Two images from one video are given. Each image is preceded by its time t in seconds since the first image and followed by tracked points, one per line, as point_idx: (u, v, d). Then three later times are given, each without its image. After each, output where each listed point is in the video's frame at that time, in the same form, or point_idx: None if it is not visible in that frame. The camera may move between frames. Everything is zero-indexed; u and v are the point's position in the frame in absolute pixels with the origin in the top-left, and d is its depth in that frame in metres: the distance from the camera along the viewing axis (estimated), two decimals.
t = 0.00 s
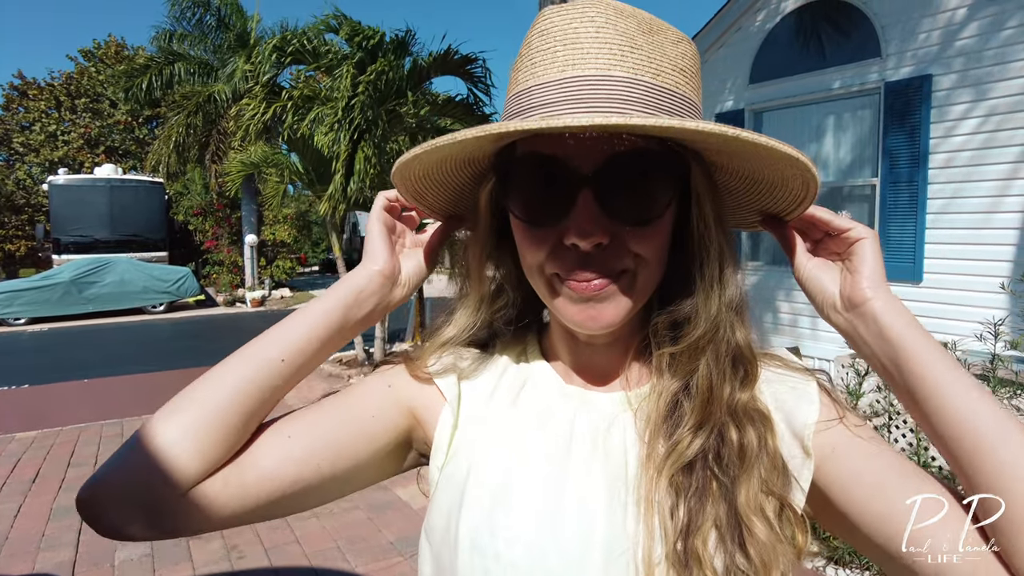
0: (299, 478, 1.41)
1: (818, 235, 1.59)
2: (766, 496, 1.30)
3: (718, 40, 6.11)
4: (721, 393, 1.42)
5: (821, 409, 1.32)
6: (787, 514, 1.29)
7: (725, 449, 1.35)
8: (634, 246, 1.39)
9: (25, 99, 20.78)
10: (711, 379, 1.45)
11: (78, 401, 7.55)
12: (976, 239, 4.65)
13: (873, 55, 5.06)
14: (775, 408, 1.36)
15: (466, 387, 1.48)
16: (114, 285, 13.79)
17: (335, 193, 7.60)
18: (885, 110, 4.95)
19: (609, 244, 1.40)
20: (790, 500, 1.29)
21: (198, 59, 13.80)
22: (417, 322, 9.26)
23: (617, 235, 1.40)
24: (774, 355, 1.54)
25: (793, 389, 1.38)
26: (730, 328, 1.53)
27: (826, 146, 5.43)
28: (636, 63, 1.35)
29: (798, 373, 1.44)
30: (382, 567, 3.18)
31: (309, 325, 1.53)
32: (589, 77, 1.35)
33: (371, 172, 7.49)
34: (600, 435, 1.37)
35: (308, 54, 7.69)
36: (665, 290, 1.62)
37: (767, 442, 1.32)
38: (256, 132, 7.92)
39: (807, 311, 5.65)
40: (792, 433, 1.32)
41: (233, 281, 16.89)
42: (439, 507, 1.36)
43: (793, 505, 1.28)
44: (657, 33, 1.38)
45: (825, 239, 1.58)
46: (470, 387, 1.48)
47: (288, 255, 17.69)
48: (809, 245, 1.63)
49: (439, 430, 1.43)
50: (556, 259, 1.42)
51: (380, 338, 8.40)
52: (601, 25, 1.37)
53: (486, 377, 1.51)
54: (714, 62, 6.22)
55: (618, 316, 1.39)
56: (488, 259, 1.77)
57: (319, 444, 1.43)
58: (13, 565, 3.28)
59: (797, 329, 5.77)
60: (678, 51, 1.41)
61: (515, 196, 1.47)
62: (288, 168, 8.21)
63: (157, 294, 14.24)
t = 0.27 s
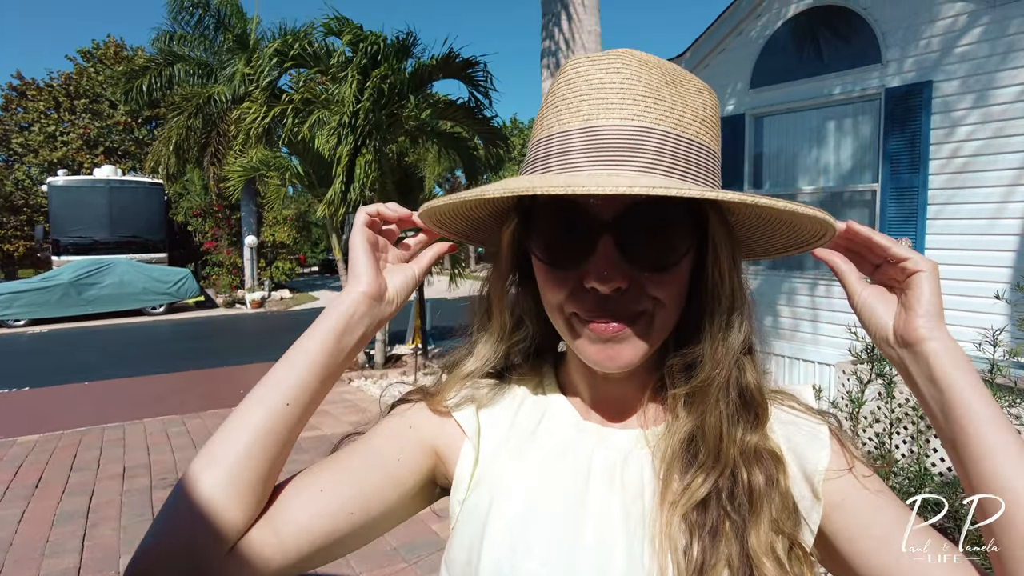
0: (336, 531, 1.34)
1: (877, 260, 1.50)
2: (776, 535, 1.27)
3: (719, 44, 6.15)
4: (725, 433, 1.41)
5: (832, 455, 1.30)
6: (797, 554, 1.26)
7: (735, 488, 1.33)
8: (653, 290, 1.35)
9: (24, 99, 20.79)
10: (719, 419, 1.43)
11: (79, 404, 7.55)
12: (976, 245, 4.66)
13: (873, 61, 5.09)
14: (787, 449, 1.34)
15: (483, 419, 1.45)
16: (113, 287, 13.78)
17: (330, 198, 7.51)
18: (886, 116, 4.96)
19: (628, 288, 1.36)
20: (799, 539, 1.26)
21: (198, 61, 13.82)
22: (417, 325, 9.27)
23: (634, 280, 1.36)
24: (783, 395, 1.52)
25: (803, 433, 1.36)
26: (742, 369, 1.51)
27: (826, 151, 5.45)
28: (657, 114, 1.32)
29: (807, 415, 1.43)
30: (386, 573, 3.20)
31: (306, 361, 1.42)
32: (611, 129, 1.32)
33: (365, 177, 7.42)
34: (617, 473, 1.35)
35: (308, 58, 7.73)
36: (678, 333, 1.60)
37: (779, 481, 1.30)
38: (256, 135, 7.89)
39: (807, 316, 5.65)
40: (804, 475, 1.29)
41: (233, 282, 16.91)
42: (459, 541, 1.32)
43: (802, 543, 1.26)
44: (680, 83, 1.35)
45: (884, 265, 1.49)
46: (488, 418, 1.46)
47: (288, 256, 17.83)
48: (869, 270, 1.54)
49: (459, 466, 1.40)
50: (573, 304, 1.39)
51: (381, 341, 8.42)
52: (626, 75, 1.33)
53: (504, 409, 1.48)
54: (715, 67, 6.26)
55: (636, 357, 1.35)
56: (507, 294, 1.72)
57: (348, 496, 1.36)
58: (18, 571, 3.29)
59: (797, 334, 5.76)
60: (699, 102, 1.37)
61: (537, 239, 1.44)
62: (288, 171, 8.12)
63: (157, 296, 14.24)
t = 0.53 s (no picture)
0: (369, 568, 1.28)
1: None
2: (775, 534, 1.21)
3: (719, 47, 6.16)
4: (725, 440, 1.30)
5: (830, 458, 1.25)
6: (798, 553, 1.20)
7: (736, 491, 1.26)
8: (656, 303, 1.32)
9: (23, 100, 20.77)
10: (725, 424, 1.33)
11: (78, 405, 7.55)
12: (975, 247, 4.67)
13: (873, 64, 5.11)
14: (789, 456, 1.27)
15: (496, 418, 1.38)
16: (112, 287, 13.78)
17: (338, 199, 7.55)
18: (886, 119, 5.00)
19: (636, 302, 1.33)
20: (802, 539, 1.20)
21: (198, 61, 13.83)
22: (417, 326, 9.28)
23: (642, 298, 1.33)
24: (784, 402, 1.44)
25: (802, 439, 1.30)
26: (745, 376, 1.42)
27: (826, 154, 5.47)
28: (661, 145, 1.28)
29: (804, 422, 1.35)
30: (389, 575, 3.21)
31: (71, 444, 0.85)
32: (618, 163, 1.30)
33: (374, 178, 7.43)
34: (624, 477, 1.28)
35: (310, 59, 7.73)
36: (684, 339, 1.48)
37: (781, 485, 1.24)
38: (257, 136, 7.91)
39: (806, 317, 5.68)
40: (805, 482, 1.23)
41: (232, 283, 16.90)
42: (475, 545, 1.26)
43: (804, 544, 1.20)
44: (686, 112, 1.30)
45: None
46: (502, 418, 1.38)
47: (287, 257, 17.74)
48: None
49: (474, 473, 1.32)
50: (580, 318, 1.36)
51: (381, 342, 8.42)
52: (633, 105, 1.30)
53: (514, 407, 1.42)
54: (715, 69, 6.27)
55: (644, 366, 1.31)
56: (520, 304, 1.61)
57: (375, 529, 1.28)
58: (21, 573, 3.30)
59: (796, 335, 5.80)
60: (705, 130, 1.32)
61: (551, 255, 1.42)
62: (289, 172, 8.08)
63: (156, 296, 14.23)
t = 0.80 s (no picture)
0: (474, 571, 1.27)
1: None
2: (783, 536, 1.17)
3: (717, 46, 6.19)
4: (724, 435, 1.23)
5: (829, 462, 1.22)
6: (802, 552, 1.16)
7: (742, 488, 1.19)
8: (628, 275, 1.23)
9: (19, 99, 20.71)
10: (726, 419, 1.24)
11: (76, 405, 7.55)
12: (970, 246, 4.71)
13: (868, 63, 5.14)
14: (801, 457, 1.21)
15: (500, 407, 1.30)
16: (109, 287, 13.76)
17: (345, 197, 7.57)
18: (882, 118, 5.03)
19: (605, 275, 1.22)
20: (807, 541, 1.17)
21: (194, 60, 13.80)
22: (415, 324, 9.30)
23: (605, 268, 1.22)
24: (796, 397, 1.35)
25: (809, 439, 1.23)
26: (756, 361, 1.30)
27: (822, 153, 5.50)
28: (639, 125, 1.17)
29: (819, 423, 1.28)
30: (389, 571, 3.22)
31: None
32: (589, 141, 1.20)
33: (373, 175, 7.56)
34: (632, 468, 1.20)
35: (307, 58, 7.75)
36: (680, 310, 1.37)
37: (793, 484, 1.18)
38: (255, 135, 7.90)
39: (804, 315, 5.72)
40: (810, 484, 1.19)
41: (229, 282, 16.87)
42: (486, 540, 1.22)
43: (809, 545, 1.17)
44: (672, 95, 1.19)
45: None
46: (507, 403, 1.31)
47: (284, 256, 17.72)
48: None
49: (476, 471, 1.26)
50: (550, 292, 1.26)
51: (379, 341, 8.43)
52: (616, 90, 1.21)
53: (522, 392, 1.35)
54: (712, 68, 6.30)
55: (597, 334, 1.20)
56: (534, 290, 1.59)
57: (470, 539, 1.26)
58: (21, 571, 3.30)
59: (794, 333, 5.84)
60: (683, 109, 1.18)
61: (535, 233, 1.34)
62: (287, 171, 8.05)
63: (153, 296, 14.22)
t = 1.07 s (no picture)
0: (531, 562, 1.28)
1: None
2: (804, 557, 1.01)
3: (715, 44, 6.22)
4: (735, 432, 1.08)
5: (870, 467, 1.03)
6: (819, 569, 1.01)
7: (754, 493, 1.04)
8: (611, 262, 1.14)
9: (13, 96, 20.58)
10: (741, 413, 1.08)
11: (75, 403, 7.54)
12: (965, 243, 4.75)
13: (865, 62, 5.19)
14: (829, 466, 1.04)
15: (535, 393, 1.29)
16: (106, 285, 13.74)
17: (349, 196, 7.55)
18: (878, 116, 5.08)
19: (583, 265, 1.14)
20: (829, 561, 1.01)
21: (190, 58, 13.74)
22: (414, 322, 9.33)
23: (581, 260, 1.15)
24: (848, 397, 1.14)
25: (844, 438, 1.05)
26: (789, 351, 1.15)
27: (819, 152, 5.54)
28: (628, 116, 1.10)
29: (869, 424, 1.08)
30: (392, 565, 3.25)
31: None
32: (580, 134, 1.16)
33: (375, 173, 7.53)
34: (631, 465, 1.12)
35: (306, 56, 7.73)
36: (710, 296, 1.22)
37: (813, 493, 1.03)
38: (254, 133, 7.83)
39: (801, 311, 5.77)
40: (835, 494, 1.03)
41: (226, 280, 16.85)
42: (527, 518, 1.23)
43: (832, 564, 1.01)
44: (668, 81, 1.09)
45: None
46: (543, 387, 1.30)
47: (281, 254, 17.71)
48: None
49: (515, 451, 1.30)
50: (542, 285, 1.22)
51: (378, 339, 8.45)
52: (613, 83, 1.15)
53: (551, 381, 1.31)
54: (710, 67, 6.34)
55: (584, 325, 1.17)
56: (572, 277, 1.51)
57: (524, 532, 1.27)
58: (26, 567, 3.32)
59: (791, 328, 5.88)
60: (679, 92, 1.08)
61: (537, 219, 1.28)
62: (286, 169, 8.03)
63: (149, 294, 14.20)
